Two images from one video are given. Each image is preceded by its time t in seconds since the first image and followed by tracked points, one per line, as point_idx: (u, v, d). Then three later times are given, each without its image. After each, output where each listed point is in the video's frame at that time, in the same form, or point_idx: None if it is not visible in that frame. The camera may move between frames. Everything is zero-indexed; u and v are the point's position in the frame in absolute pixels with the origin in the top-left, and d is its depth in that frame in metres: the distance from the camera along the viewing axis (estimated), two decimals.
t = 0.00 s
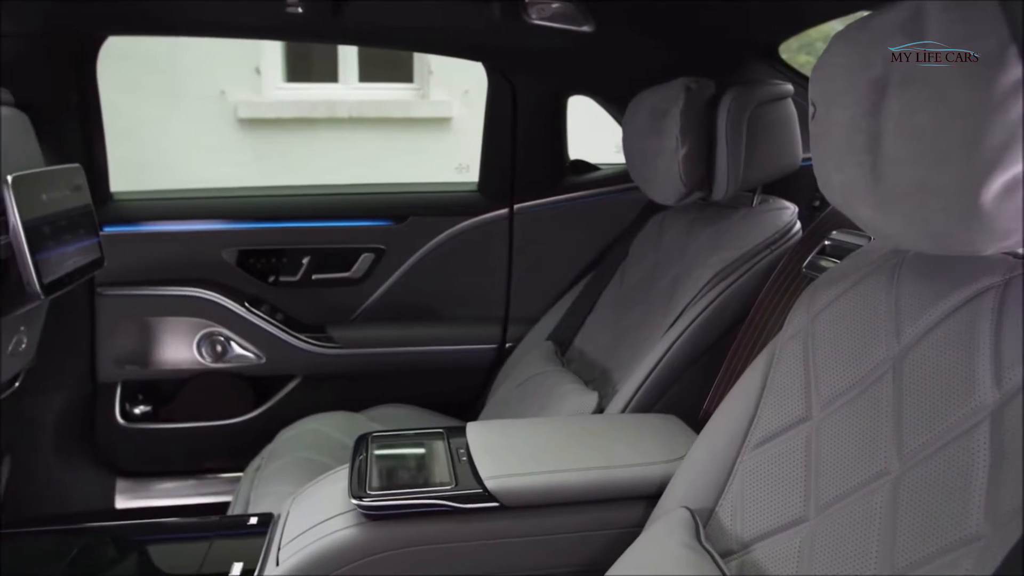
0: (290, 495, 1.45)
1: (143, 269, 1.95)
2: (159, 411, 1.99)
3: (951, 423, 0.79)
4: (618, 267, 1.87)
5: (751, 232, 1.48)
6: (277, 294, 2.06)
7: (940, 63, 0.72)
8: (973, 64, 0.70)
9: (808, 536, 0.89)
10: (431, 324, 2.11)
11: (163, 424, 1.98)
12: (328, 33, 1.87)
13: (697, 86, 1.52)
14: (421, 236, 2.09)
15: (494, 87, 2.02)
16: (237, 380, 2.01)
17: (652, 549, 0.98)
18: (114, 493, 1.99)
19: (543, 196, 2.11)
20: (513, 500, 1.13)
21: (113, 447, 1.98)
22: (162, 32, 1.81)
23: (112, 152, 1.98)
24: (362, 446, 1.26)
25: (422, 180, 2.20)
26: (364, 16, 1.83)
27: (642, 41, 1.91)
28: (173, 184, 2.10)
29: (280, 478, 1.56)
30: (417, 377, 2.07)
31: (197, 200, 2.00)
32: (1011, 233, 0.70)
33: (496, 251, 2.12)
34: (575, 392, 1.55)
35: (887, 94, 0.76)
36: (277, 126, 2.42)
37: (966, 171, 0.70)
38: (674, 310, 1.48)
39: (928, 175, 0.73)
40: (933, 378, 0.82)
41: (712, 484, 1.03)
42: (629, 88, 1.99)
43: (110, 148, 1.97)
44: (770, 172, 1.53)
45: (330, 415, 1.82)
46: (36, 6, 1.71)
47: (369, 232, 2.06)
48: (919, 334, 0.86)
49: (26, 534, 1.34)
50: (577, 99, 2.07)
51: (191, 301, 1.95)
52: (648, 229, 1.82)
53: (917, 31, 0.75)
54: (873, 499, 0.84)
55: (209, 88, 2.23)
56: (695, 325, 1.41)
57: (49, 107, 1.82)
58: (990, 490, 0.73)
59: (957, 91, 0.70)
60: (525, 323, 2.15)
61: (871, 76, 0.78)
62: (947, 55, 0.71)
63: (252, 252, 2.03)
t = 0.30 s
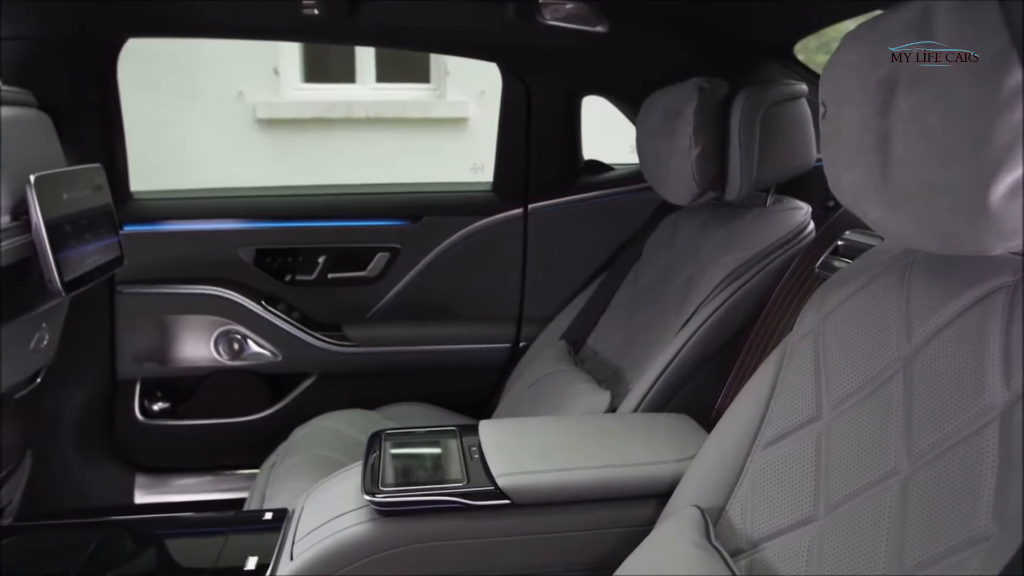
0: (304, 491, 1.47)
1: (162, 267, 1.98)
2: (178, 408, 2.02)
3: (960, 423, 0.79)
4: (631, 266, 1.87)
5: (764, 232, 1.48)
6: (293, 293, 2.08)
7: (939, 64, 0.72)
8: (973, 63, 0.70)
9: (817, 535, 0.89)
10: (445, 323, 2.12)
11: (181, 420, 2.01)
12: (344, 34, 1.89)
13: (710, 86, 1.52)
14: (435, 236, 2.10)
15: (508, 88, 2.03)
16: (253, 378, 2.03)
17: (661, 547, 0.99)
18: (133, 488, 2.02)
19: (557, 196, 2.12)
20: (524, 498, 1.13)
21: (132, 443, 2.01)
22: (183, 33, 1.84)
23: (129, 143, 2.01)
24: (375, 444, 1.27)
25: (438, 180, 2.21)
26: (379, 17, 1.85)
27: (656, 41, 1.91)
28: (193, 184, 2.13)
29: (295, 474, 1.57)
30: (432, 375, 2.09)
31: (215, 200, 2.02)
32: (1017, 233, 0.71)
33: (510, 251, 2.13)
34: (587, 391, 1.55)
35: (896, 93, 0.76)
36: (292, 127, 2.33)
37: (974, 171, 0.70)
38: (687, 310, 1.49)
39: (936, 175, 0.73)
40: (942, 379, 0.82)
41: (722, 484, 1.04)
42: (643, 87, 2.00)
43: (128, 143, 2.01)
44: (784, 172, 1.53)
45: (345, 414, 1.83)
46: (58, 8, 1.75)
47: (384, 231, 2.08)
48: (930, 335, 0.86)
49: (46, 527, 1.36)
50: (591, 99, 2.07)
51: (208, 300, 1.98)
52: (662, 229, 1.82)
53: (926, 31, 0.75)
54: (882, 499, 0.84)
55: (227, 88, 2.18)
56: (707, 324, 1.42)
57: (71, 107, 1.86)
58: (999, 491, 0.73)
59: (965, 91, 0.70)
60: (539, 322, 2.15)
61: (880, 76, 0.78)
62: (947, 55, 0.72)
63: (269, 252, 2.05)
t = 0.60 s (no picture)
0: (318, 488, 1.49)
1: (179, 266, 2.00)
2: (194, 405, 2.05)
3: (971, 423, 0.79)
4: (644, 266, 1.87)
5: (777, 232, 1.48)
6: (308, 291, 2.10)
7: (939, 63, 0.74)
8: (973, 63, 0.71)
9: (827, 534, 0.89)
10: (458, 322, 2.13)
11: (197, 417, 2.03)
12: (359, 35, 1.91)
13: (723, 86, 1.52)
14: (449, 235, 2.11)
15: (522, 88, 2.04)
16: (269, 376, 2.06)
17: (672, 546, 0.99)
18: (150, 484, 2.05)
19: (570, 195, 2.12)
20: (536, 495, 1.14)
21: (149, 440, 2.03)
22: (202, 34, 1.86)
23: (148, 147, 2.02)
24: (388, 441, 1.29)
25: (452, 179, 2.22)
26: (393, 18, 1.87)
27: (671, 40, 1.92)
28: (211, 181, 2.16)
29: (309, 471, 1.59)
30: (446, 374, 2.10)
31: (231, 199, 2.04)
32: None
33: (524, 250, 2.14)
34: (599, 391, 1.56)
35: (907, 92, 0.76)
36: (313, 126, 2.50)
37: (985, 171, 0.70)
38: (699, 310, 1.49)
39: (947, 175, 0.73)
40: (954, 379, 0.82)
41: (732, 483, 1.04)
42: (657, 87, 2.00)
43: (146, 147, 2.01)
44: (797, 172, 1.53)
45: (359, 411, 1.85)
46: (80, 10, 1.77)
47: (398, 230, 2.09)
48: (941, 335, 0.86)
49: (65, 521, 1.38)
50: (605, 99, 2.08)
51: (224, 298, 2.00)
52: (675, 229, 1.82)
53: (938, 31, 0.76)
54: (892, 498, 0.84)
55: (247, 90, 2.34)
56: (719, 324, 1.42)
57: (91, 108, 1.89)
58: (1009, 491, 0.73)
59: (977, 91, 0.70)
60: (552, 322, 2.16)
61: (892, 76, 0.78)
62: (947, 55, 0.73)
63: (285, 251, 2.07)
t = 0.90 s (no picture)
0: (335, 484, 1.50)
1: (199, 264, 2.03)
2: (213, 402, 2.07)
3: (984, 424, 0.79)
4: (660, 266, 1.88)
5: (792, 232, 1.48)
6: (326, 290, 2.12)
7: (940, 62, 0.75)
8: (973, 63, 0.72)
9: (838, 534, 0.90)
10: (474, 321, 2.14)
11: (216, 414, 2.06)
12: (376, 36, 1.93)
13: (738, 86, 1.52)
14: (466, 235, 2.13)
15: (538, 88, 2.05)
16: (287, 373, 2.08)
17: (683, 545, 1.00)
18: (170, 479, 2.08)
19: (585, 195, 2.13)
20: (548, 493, 1.15)
21: (170, 435, 2.06)
22: (223, 35, 1.89)
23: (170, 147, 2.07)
24: (404, 438, 1.31)
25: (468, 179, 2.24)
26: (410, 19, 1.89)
27: (687, 39, 1.92)
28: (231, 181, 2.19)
29: (326, 467, 1.61)
30: (462, 373, 2.11)
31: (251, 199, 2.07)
32: None
33: (540, 250, 2.14)
34: (614, 389, 1.56)
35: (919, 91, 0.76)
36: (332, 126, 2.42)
37: (996, 171, 0.70)
38: (714, 310, 1.49)
39: (959, 175, 0.73)
40: (967, 379, 0.82)
41: (744, 483, 1.04)
42: (673, 87, 2.00)
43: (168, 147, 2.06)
44: (813, 172, 1.52)
45: (375, 409, 1.86)
46: (104, 12, 1.81)
47: (415, 229, 2.11)
48: (954, 335, 0.86)
49: (88, 514, 1.41)
50: (621, 99, 2.08)
51: (243, 296, 2.03)
52: (691, 229, 1.82)
53: (951, 31, 0.76)
54: (903, 498, 0.84)
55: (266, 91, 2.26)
56: (733, 324, 1.42)
57: (114, 109, 1.92)
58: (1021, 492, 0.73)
59: (989, 91, 0.70)
60: (567, 321, 2.16)
61: (905, 77, 0.78)
62: (947, 55, 0.74)
63: (303, 250, 2.09)
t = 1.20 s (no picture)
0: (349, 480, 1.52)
1: (217, 262, 2.06)
2: (230, 399, 2.10)
3: (995, 424, 0.79)
4: (674, 266, 1.88)
5: (806, 232, 1.48)
6: (342, 289, 2.14)
7: (940, 63, 0.76)
8: (973, 63, 0.73)
9: (848, 533, 0.90)
10: (489, 320, 2.15)
11: (233, 410, 2.09)
12: (392, 37, 1.95)
13: (753, 86, 1.52)
14: (480, 233, 2.14)
15: (553, 89, 2.06)
16: (303, 371, 2.10)
17: (694, 543, 1.00)
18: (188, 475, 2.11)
19: (600, 195, 2.13)
20: (560, 491, 1.16)
21: (188, 431, 2.09)
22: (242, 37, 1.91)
23: (190, 148, 2.08)
24: (418, 434, 1.32)
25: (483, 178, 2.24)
26: (425, 20, 1.90)
27: (703, 39, 1.92)
28: (248, 181, 2.22)
29: (341, 464, 1.63)
30: (476, 372, 2.12)
31: (268, 198, 2.10)
32: None
33: (554, 249, 2.15)
34: (627, 388, 1.57)
35: (930, 90, 0.77)
36: (349, 124, 2.53)
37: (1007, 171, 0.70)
38: (727, 309, 1.49)
39: (970, 175, 0.73)
40: (979, 380, 0.82)
41: (756, 482, 1.05)
42: (688, 87, 2.00)
43: (189, 148, 2.08)
44: (827, 172, 1.52)
45: (390, 407, 1.88)
46: (126, 14, 1.84)
47: (430, 228, 2.12)
48: (966, 335, 0.85)
49: (108, 508, 1.43)
50: (636, 99, 2.08)
51: (260, 295, 2.05)
52: (705, 228, 1.82)
53: (963, 32, 0.76)
54: (914, 498, 0.84)
55: (282, 90, 2.41)
56: (745, 324, 1.42)
57: (135, 109, 1.95)
58: None
59: (1000, 90, 0.70)
60: (582, 320, 2.17)
61: (916, 77, 0.78)
62: (948, 55, 0.75)
63: (320, 248, 2.11)
